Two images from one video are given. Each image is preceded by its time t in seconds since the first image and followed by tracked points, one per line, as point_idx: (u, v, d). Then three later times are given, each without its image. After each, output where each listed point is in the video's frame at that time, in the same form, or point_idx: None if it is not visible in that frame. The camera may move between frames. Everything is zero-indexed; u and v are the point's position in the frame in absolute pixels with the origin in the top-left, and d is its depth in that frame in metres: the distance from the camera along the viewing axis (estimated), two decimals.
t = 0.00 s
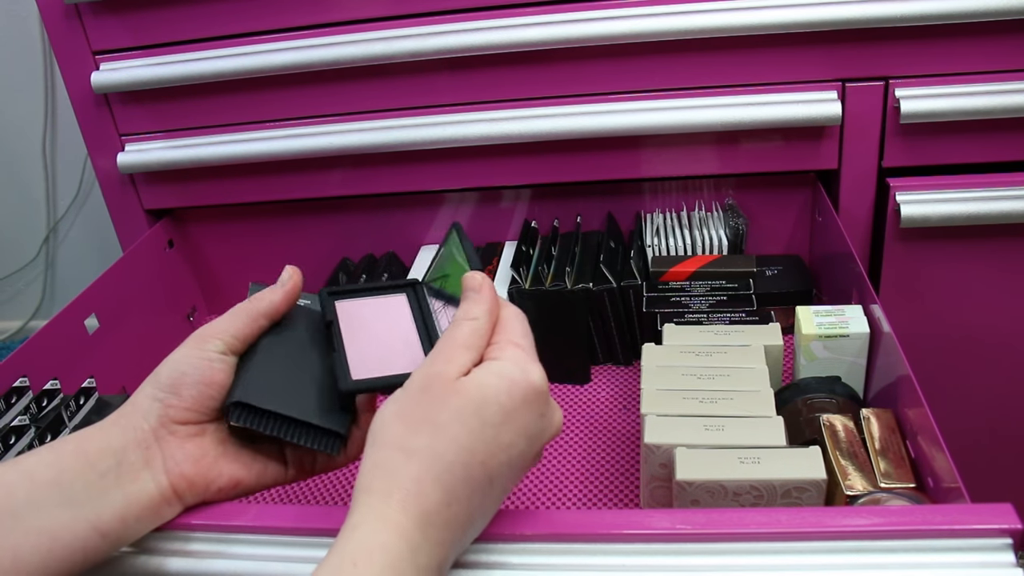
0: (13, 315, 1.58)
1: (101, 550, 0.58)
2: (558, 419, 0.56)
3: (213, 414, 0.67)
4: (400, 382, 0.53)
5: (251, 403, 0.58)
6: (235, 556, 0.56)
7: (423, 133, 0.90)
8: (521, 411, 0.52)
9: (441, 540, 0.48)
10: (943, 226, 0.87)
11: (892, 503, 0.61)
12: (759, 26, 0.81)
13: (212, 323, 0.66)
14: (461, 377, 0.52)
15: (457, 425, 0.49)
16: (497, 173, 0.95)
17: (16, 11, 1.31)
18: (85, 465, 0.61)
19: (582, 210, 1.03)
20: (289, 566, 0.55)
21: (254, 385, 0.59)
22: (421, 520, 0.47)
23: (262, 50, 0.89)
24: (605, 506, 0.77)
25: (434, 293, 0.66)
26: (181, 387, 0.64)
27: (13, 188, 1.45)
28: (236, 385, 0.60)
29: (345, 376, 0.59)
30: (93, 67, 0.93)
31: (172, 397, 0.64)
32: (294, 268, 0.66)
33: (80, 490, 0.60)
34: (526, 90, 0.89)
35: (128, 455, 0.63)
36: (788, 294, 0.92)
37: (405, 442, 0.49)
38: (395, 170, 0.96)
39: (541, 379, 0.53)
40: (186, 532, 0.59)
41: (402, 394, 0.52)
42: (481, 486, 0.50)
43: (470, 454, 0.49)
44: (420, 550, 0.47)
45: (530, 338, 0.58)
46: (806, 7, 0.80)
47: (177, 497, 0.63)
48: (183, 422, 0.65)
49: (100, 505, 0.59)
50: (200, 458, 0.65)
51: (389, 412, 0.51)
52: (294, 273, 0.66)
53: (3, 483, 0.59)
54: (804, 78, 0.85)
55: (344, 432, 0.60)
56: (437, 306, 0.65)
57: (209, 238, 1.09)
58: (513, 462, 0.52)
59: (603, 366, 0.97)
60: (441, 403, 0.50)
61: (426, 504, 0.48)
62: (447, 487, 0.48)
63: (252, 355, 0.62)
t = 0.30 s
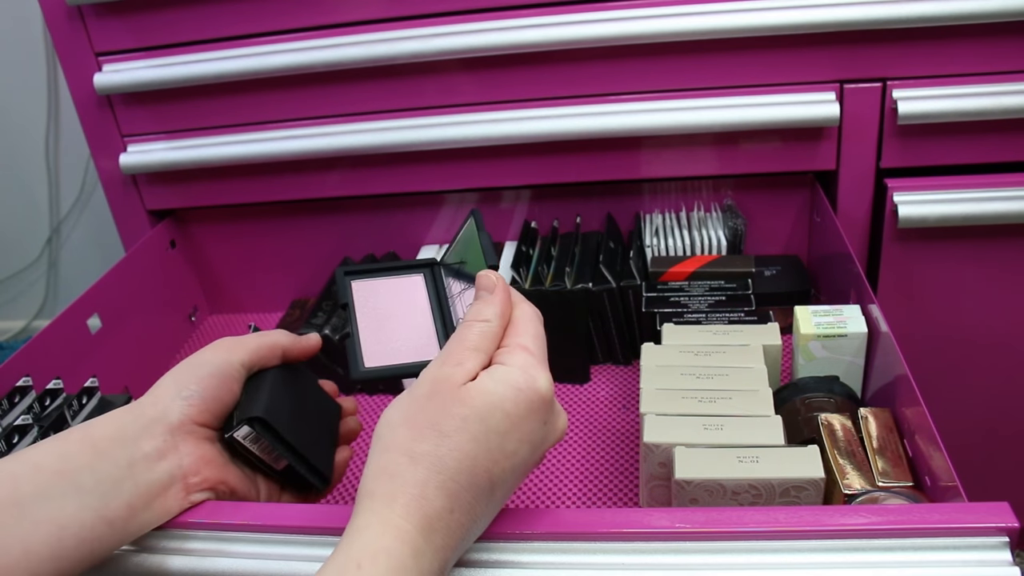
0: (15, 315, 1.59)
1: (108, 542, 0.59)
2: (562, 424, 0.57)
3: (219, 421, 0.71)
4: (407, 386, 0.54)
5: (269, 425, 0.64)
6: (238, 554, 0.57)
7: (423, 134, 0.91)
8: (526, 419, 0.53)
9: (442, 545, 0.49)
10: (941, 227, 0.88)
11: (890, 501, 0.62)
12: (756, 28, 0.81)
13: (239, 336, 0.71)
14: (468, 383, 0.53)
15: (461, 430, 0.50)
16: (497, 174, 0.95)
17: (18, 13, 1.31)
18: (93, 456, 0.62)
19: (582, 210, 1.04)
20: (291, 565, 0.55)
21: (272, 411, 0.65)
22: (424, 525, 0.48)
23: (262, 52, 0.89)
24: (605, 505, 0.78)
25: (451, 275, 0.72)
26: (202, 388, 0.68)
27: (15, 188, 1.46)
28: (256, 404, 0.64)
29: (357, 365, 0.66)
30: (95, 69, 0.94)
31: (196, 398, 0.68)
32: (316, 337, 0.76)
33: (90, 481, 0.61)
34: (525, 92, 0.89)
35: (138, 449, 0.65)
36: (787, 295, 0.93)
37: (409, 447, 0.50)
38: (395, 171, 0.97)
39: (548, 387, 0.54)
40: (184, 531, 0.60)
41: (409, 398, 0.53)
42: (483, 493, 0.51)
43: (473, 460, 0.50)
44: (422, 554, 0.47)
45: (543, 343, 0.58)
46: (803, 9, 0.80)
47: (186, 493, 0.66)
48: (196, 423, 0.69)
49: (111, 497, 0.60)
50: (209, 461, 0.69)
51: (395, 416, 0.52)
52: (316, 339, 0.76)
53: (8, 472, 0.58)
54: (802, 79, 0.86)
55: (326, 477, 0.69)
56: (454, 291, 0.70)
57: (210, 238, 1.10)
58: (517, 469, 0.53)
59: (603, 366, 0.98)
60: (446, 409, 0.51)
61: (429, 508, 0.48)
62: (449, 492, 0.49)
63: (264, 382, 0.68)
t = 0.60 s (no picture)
0: (14, 315, 1.58)
1: (107, 543, 0.59)
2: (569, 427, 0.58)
3: (218, 422, 0.71)
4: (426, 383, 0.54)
5: (266, 426, 0.64)
6: (236, 554, 0.57)
7: (423, 134, 0.91)
8: (544, 420, 0.54)
9: (463, 544, 0.48)
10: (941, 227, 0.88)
11: (889, 501, 0.62)
12: (756, 28, 0.81)
13: (235, 335, 0.71)
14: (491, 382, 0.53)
15: (488, 429, 0.51)
16: (497, 174, 0.95)
17: (17, 13, 1.31)
18: (91, 458, 0.62)
19: (582, 210, 1.04)
20: (290, 565, 0.55)
21: (269, 411, 0.65)
22: (448, 524, 0.47)
23: (262, 52, 0.89)
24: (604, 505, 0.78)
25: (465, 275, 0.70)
26: (201, 388, 0.68)
27: (15, 189, 1.46)
28: (254, 403, 0.65)
29: (382, 380, 0.65)
30: (95, 69, 0.94)
31: (194, 398, 0.68)
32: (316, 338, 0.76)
33: (89, 482, 0.61)
34: (525, 92, 0.89)
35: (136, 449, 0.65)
36: (786, 295, 0.93)
37: (435, 445, 0.50)
38: (395, 171, 0.97)
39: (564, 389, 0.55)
40: (184, 531, 0.59)
41: (431, 394, 0.52)
42: (502, 492, 0.51)
43: (497, 459, 0.50)
44: (445, 553, 0.47)
45: (558, 344, 0.59)
46: (803, 9, 0.80)
47: (185, 493, 0.66)
48: (194, 423, 0.69)
49: (109, 498, 0.60)
50: (206, 462, 0.69)
51: (417, 411, 0.52)
52: (317, 343, 0.75)
53: (6, 474, 0.58)
54: (801, 79, 0.86)
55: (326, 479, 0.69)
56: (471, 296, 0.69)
57: (210, 238, 1.10)
58: (533, 469, 0.54)
59: (603, 366, 0.98)
60: (474, 407, 0.51)
61: (455, 506, 0.48)
62: (474, 491, 0.49)
63: (263, 382, 0.68)
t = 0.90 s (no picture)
0: (14, 315, 1.58)
1: (106, 544, 0.59)
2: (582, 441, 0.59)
3: (218, 422, 0.71)
4: (456, 386, 0.54)
5: (266, 431, 0.63)
6: (236, 553, 0.57)
7: (423, 134, 0.91)
8: (568, 438, 0.55)
9: (480, 556, 0.49)
10: (941, 227, 0.88)
11: (889, 501, 0.62)
12: (756, 28, 0.81)
13: (237, 336, 0.71)
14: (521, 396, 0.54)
15: (518, 444, 0.51)
16: (497, 174, 0.95)
17: (17, 12, 1.31)
18: (89, 458, 0.62)
19: (582, 210, 1.04)
20: (289, 565, 0.55)
21: (270, 415, 0.64)
22: (470, 536, 0.48)
23: (262, 52, 0.89)
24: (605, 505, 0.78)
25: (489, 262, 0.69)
26: (201, 389, 0.69)
27: (14, 188, 1.46)
28: (255, 408, 0.64)
29: (394, 361, 0.65)
30: (95, 69, 0.94)
31: (194, 399, 0.68)
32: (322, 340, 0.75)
33: (87, 483, 0.61)
34: (525, 92, 0.89)
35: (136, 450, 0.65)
36: (786, 295, 0.93)
37: (465, 453, 0.50)
38: (395, 171, 0.97)
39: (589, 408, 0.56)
40: (183, 531, 0.59)
41: (463, 402, 0.52)
42: (520, 507, 0.52)
43: (522, 474, 0.51)
44: (464, 566, 0.47)
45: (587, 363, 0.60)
46: (803, 9, 0.80)
47: (184, 494, 0.66)
48: (194, 424, 0.69)
49: (108, 499, 0.60)
50: (207, 463, 0.69)
51: (447, 416, 0.52)
52: (322, 344, 0.74)
53: (4, 474, 0.58)
54: (802, 79, 0.86)
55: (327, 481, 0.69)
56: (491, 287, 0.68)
57: (210, 238, 1.10)
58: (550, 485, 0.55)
59: (603, 366, 0.98)
60: (506, 420, 0.51)
61: (479, 519, 0.48)
62: (497, 505, 0.49)
63: (266, 385, 0.68)
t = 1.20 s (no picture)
0: (13, 315, 1.58)
1: (105, 544, 0.59)
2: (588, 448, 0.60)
3: (218, 423, 0.71)
4: (472, 389, 0.54)
5: (267, 433, 0.63)
6: (237, 553, 0.57)
7: (423, 134, 0.91)
8: (580, 448, 0.55)
9: (490, 560, 0.49)
10: (941, 227, 0.88)
11: (889, 501, 0.62)
12: (756, 28, 0.81)
13: (238, 336, 0.71)
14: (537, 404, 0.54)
15: (533, 451, 0.51)
16: (497, 174, 0.95)
17: (17, 12, 1.31)
18: (90, 458, 0.62)
19: (583, 210, 1.04)
20: (289, 565, 0.55)
21: (271, 417, 0.64)
22: (482, 542, 0.48)
23: (261, 52, 0.89)
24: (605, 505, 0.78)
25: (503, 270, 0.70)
26: (202, 389, 0.68)
27: (14, 188, 1.46)
28: (256, 410, 0.64)
29: (399, 354, 0.63)
30: (94, 69, 0.94)
31: (195, 399, 0.68)
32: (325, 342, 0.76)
33: (87, 483, 0.61)
34: (525, 91, 0.89)
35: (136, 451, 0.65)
36: (786, 294, 0.93)
37: (481, 458, 0.50)
38: (395, 171, 0.97)
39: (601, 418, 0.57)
40: (183, 531, 0.59)
41: (480, 407, 0.52)
42: (529, 514, 0.52)
43: (535, 482, 0.51)
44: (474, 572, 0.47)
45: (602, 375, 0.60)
46: (803, 9, 0.80)
47: (185, 494, 0.66)
48: (196, 424, 0.69)
49: (107, 499, 0.60)
50: (207, 463, 0.69)
51: (462, 419, 0.51)
52: (324, 346, 0.75)
53: (4, 474, 0.58)
54: (802, 79, 0.86)
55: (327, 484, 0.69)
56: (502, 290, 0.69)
57: (210, 237, 1.10)
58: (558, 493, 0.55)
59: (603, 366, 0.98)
60: (522, 427, 0.51)
61: (491, 524, 0.48)
62: (509, 511, 0.50)
63: (266, 386, 0.68)
